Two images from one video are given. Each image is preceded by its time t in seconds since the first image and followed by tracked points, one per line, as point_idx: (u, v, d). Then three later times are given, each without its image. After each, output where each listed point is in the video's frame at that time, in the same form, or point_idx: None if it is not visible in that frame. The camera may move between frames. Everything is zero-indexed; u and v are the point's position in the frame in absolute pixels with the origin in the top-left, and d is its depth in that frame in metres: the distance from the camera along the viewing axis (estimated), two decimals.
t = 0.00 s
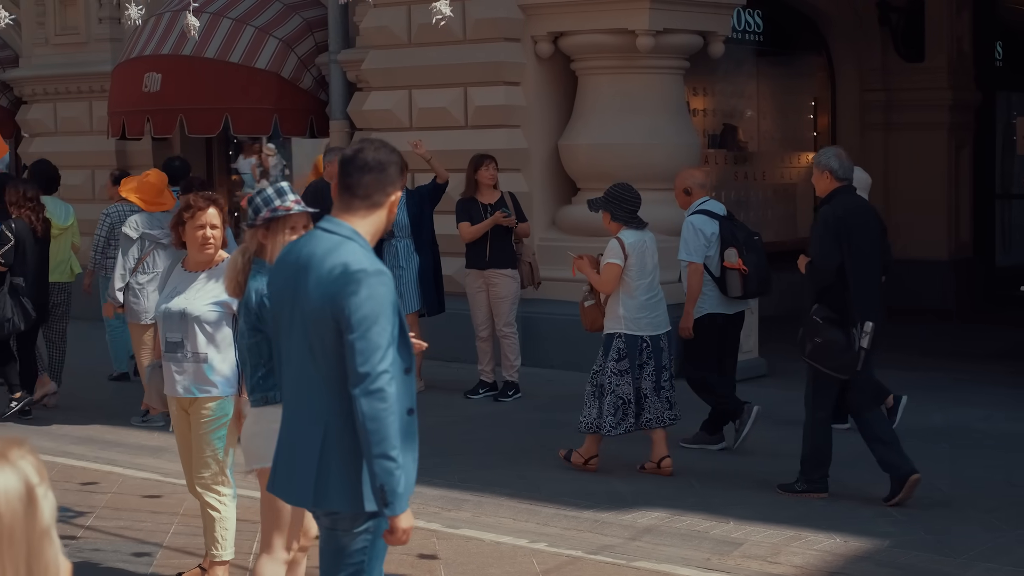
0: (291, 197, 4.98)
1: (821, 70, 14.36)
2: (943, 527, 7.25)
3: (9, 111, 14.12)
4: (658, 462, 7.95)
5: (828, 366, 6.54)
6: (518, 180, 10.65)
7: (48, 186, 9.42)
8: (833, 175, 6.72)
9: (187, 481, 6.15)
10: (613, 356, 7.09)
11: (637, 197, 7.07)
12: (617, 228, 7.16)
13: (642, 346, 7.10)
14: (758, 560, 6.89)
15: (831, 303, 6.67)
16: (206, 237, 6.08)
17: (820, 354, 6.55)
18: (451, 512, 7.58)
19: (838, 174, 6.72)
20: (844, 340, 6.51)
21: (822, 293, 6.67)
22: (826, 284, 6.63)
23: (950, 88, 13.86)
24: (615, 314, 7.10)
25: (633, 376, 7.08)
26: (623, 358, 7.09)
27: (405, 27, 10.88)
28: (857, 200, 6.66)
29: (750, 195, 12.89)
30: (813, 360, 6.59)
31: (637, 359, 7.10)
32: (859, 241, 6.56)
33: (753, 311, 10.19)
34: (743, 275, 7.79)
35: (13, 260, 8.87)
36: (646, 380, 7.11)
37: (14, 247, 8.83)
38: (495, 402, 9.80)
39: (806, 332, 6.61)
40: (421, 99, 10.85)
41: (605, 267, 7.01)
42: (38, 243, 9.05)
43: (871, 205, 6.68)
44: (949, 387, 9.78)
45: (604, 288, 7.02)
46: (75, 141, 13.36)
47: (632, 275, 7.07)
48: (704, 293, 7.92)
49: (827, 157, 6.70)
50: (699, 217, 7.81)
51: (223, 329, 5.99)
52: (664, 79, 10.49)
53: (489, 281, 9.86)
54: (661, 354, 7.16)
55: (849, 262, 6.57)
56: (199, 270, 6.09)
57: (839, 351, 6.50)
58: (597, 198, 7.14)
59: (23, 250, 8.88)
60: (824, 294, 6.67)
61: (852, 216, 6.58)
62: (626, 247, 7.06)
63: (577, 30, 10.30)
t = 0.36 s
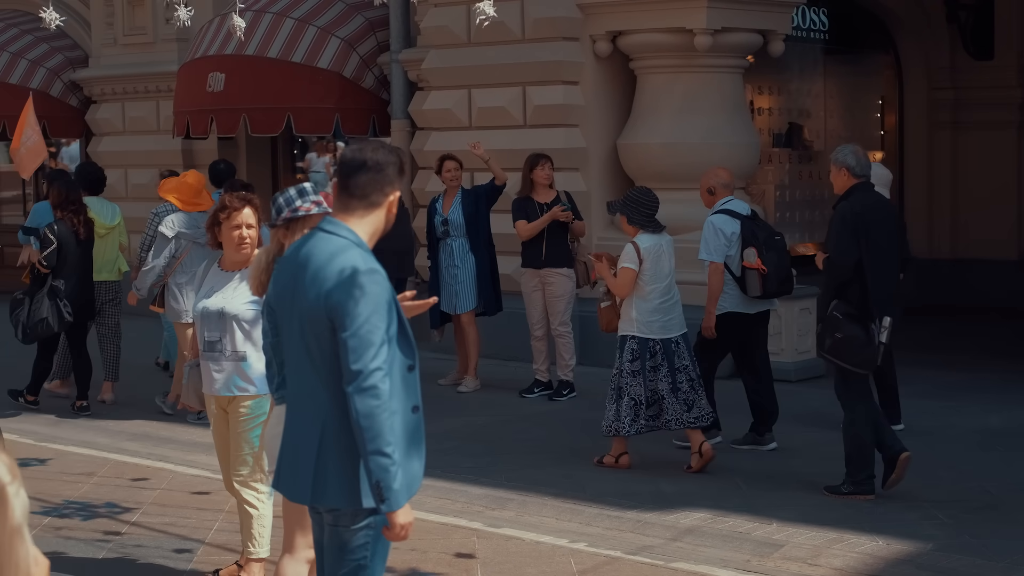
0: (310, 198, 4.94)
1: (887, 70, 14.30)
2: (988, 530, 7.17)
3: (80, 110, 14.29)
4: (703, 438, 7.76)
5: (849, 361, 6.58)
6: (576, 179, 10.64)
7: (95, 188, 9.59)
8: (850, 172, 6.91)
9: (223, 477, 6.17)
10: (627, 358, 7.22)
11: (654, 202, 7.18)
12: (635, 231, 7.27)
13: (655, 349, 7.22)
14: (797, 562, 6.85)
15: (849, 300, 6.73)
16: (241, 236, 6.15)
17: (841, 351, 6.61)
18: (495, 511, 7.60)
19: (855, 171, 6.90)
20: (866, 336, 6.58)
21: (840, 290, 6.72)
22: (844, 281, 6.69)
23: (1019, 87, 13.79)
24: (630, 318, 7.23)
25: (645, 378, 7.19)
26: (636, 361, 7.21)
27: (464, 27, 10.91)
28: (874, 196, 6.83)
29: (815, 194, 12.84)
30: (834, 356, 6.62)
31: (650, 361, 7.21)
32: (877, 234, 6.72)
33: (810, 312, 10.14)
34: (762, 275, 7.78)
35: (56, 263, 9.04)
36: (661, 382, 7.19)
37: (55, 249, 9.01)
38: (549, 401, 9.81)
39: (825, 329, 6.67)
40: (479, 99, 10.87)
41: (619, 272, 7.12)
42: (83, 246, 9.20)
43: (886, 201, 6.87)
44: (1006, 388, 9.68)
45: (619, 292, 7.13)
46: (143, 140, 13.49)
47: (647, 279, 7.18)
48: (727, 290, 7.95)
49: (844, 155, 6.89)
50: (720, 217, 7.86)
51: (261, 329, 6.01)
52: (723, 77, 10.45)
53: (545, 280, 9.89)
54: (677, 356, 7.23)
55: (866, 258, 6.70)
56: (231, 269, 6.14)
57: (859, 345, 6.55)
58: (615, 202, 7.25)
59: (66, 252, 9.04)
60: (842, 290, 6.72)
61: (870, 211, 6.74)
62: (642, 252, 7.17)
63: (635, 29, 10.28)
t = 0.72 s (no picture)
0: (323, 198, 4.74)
1: (953, 69, 14.16)
2: None
3: (143, 109, 14.42)
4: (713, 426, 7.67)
5: (866, 360, 6.75)
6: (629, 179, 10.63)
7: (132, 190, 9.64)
8: (867, 174, 6.99)
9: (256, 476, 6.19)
10: (643, 353, 7.34)
11: (669, 198, 7.36)
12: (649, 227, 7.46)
13: (670, 344, 7.35)
14: (832, 565, 6.82)
15: (867, 299, 6.95)
16: (273, 237, 6.20)
17: (857, 349, 6.79)
18: (533, 510, 7.61)
19: (873, 173, 6.98)
20: (880, 334, 6.74)
21: (857, 290, 6.95)
22: (860, 281, 6.92)
23: None
24: (646, 313, 7.39)
25: (660, 372, 7.33)
26: (652, 356, 7.34)
27: (520, 26, 10.92)
28: (891, 197, 6.91)
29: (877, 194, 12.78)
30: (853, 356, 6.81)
31: (664, 356, 7.35)
32: (892, 233, 6.78)
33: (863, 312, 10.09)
34: (774, 280, 7.79)
35: (90, 262, 9.27)
36: (673, 378, 7.35)
37: (88, 249, 9.24)
38: (598, 401, 9.82)
39: (844, 330, 6.87)
40: (534, 98, 10.87)
41: (634, 266, 7.30)
42: (116, 245, 9.39)
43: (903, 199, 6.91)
44: None
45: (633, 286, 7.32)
46: (205, 139, 13.59)
47: (660, 273, 7.35)
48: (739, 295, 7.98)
49: (861, 157, 6.99)
50: (734, 220, 7.88)
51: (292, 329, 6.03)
52: (778, 77, 10.40)
53: (597, 280, 9.88)
54: (689, 351, 7.39)
55: (882, 258, 6.80)
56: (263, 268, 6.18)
57: (873, 343, 6.73)
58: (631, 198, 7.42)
59: (99, 253, 9.28)
60: (860, 290, 6.94)
61: (886, 212, 6.82)
62: (655, 247, 7.34)
63: (690, 28, 10.25)
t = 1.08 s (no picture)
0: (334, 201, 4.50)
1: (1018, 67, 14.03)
2: None
3: (204, 108, 14.52)
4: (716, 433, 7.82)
5: (877, 358, 6.94)
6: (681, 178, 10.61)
7: (169, 183, 9.89)
8: (885, 173, 7.06)
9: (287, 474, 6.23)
10: (666, 351, 7.48)
11: (687, 196, 7.41)
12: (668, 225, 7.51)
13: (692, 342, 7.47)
14: (865, 566, 6.78)
15: (882, 294, 7.06)
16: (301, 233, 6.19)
17: (869, 345, 6.96)
18: (570, 509, 7.62)
19: (890, 173, 7.06)
20: (889, 331, 6.90)
21: (873, 286, 7.07)
22: (875, 277, 7.02)
23: None
24: (665, 310, 7.46)
25: (684, 369, 7.47)
26: (675, 353, 7.48)
27: (572, 25, 10.92)
28: (909, 196, 6.99)
29: (935, 193, 12.70)
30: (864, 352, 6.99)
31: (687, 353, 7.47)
32: (904, 233, 6.89)
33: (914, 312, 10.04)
34: (785, 275, 7.78)
35: (123, 254, 9.41)
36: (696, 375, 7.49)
37: (121, 241, 9.37)
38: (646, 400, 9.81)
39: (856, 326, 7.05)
40: (587, 97, 10.87)
41: (650, 263, 7.37)
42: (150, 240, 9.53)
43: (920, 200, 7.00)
44: None
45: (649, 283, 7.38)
46: (264, 138, 13.67)
47: (678, 270, 7.41)
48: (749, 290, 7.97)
49: (879, 158, 7.07)
50: (747, 215, 7.85)
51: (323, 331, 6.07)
52: (831, 75, 10.33)
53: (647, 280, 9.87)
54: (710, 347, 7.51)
55: (895, 256, 6.91)
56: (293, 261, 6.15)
57: (881, 340, 6.90)
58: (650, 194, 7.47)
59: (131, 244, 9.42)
60: (876, 286, 7.05)
61: (900, 210, 6.91)
62: (671, 244, 7.39)
63: (740, 26, 10.21)
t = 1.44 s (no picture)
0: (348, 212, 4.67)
1: None
2: None
3: (259, 107, 14.61)
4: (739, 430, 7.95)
5: (880, 349, 7.03)
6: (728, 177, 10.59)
7: (206, 180, 10.07)
8: (901, 169, 7.19)
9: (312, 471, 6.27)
10: (686, 349, 7.70)
11: (704, 197, 7.66)
12: (685, 225, 7.76)
13: (710, 340, 7.69)
14: (895, 567, 6.75)
15: (890, 288, 7.15)
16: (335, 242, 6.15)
17: (872, 337, 7.04)
18: (603, 508, 7.63)
19: (907, 168, 7.17)
20: (894, 324, 7.00)
21: (882, 279, 7.16)
22: (885, 270, 7.12)
23: None
24: (681, 308, 7.71)
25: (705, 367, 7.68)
26: (695, 352, 7.69)
27: (620, 23, 10.91)
28: (921, 192, 7.13)
29: (991, 192, 12.60)
30: (866, 342, 7.06)
31: (707, 352, 7.69)
32: (915, 228, 7.01)
33: (962, 313, 9.98)
34: (796, 272, 7.91)
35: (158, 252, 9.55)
36: (718, 372, 7.69)
37: (156, 238, 9.51)
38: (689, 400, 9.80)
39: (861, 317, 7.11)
40: (634, 96, 10.86)
41: (666, 261, 7.60)
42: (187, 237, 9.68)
43: (933, 199, 7.14)
44: None
45: (664, 281, 7.61)
46: (317, 137, 13.73)
47: (694, 270, 7.66)
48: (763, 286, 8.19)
49: (897, 152, 7.17)
50: (759, 213, 8.06)
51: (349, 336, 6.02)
52: (879, 74, 10.29)
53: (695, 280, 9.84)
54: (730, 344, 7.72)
55: (905, 251, 7.02)
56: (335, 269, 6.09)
57: (886, 332, 7.00)
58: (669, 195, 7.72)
59: (167, 241, 9.54)
60: (885, 279, 7.14)
61: (913, 205, 7.05)
62: (688, 243, 7.63)
63: (788, 25, 10.17)
